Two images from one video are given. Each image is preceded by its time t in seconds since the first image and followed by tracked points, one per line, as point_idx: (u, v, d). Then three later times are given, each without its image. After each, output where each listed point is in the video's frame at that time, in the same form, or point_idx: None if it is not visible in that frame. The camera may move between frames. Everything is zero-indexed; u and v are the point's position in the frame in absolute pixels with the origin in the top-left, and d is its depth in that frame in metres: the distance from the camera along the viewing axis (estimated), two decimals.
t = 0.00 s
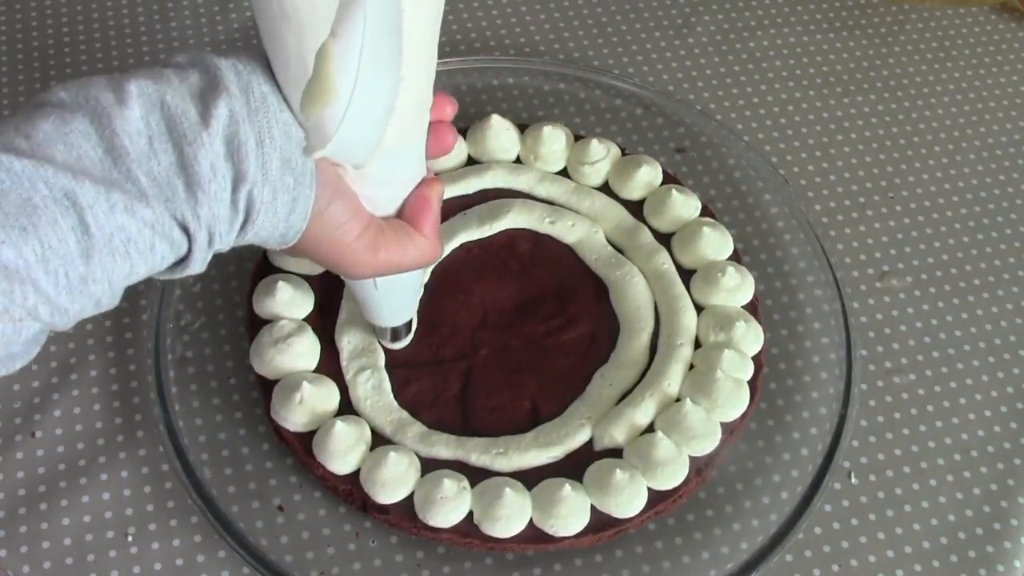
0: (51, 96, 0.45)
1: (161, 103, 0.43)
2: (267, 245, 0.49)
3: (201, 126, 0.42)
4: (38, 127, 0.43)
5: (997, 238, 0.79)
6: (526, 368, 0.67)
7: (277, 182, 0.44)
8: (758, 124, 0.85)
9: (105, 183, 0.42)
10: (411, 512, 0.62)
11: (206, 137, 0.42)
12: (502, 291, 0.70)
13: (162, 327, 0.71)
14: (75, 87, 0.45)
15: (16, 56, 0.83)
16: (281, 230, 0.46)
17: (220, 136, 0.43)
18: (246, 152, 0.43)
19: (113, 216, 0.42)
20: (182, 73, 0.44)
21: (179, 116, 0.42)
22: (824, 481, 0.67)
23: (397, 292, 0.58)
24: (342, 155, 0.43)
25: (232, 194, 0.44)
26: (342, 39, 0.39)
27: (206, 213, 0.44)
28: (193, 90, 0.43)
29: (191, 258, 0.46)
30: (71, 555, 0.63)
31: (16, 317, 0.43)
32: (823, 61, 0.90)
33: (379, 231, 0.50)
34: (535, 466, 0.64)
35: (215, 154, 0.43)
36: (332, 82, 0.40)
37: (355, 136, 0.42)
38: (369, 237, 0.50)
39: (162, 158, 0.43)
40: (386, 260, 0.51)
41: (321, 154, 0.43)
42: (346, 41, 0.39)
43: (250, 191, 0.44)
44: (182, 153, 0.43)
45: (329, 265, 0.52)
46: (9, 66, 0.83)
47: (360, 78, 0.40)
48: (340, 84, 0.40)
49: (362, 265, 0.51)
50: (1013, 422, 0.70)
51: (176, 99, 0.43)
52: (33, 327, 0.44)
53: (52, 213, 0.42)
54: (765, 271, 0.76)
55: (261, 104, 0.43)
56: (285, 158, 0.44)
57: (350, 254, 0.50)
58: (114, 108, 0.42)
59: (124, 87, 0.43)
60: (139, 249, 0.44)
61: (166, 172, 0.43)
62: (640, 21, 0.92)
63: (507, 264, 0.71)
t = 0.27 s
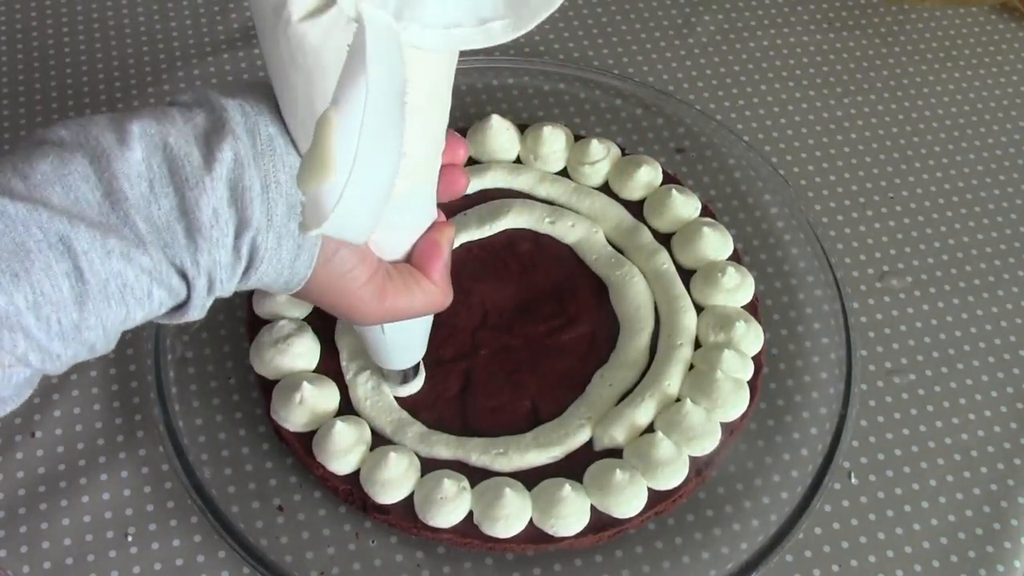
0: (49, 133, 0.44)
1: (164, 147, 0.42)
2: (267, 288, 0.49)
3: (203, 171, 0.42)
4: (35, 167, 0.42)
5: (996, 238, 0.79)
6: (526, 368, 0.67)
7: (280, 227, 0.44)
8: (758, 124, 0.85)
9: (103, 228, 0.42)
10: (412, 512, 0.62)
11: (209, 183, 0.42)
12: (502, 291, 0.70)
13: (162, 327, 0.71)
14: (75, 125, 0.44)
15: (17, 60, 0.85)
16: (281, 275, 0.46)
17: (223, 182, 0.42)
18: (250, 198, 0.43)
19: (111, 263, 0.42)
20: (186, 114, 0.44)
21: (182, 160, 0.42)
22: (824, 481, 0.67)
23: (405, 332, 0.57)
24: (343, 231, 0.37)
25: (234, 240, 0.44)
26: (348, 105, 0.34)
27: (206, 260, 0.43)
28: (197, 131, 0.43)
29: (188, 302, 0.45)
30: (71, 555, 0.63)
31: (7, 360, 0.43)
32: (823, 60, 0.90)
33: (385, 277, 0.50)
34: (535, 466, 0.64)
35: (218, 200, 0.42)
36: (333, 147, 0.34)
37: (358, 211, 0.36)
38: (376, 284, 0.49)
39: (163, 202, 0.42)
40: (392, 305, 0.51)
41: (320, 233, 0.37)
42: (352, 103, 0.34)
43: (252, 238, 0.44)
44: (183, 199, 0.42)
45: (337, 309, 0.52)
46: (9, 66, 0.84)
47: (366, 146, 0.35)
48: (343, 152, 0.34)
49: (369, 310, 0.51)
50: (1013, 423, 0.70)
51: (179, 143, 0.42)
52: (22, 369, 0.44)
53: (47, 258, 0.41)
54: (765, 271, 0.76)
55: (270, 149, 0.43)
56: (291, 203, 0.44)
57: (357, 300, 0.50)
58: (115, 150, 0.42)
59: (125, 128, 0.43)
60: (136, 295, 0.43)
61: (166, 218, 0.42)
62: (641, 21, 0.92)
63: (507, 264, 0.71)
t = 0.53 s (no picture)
0: (88, 155, 0.42)
1: (211, 170, 0.41)
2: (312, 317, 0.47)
3: (253, 195, 0.41)
4: (76, 190, 0.40)
5: (996, 238, 0.79)
6: (526, 367, 0.67)
7: (329, 254, 0.43)
8: (757, 124, 0.85)
9: (146, 253, 0.40)
10: (411, 512, 0.62)
11: (259, 206, 0.41)
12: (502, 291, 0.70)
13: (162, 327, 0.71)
14: (116, 147, 0.42)
15: (17, 59, 0.86)
16: (327, 303, 0.45)
17: (273, 206, 0.41)
18: (300, 223, 0.41)
19: (153, 290, 0.40)
20: (233, 136, 0.42)
21: (230, 183, 0.41)
22: (824, 481, 0.67)
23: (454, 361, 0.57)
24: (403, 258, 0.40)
25: (280, 267, 0.42)
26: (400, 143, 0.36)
27: (250, 288, 0.42)
28: (245, 153, 0.42)
29: (232, 330, 0.44)
30: (71, 555, 0.63)
31: (42, 394, 0.40)
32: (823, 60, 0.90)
33: (436, 307, 0.51)
34: (535, 466, 0.64)
35: (265, 224, 0.41)
36: (384, 182, 0.37)
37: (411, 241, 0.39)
38: (427, 314, 0.50)
39: (207, 228, 0.41)
40: (440, 334, 0.52)
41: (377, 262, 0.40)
42: (403, 139, 0.36)
43: (300, 265, 0.42)
44: (231, 223, 0.41)
45: (382, 336, 0.52)
46: (9, 66, 0.86)
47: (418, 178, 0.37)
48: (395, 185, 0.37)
49: (417, 339, 0.52)
50: (1013, 423, 0.70)
51: (227, 165, 0.41)
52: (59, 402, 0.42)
53: (87, 285, 0.39)
54: (765, 271, 0.76)
55: (320, 173, 0.41)
56: (341, 230, 0.43)
57: (406, 330, 0.51)
58: (160, 172, 0.40)
59: (171, 150, 0.41)
60: (178, 323, 0.41)
61: (211, 244, 0.41)
62: (641, 20, 0.92)
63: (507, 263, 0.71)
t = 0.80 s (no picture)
0: (190, 154, 0.43)
1: (306, 165, 0.42)
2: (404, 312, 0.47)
3: (349, 190, 0.41)
4: (175, 184, 0.41)
5: (996, 237, 0.79)
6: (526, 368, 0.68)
7: (423, 250, 0.43)
8: (757, 124, 0.85)
9: (242, 246, 0.40)
10: (412, 512, 0.62)
11: (354, 201, 0.41)
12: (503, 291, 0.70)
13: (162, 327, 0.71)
14: (214, 144, 0.43)
15: (17, 60, 0.86)
16: (420, 298, 0.45)
17: (367, 201, 0.41)
18: (394, 218, 0.42)
19: (250, 282, 0.40)
20: (328, 133, 0.43)
21: (325, 178, 0.41)
22: (824, 481, 0.67)
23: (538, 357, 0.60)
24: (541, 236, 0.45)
25: (373, 262, 0.42)
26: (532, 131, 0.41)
27: (343, 282, 0.42)
28: (339, 150, 0.42)
29: (325, 324, 0.44)
30: (71, 555, 0.63)
31: (141, 384, 0.40)
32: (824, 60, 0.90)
33: (528, 302, 0.52)
34: (535, 466, 0.64)
35: (360, 219, 0.41)
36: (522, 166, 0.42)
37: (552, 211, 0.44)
38: (522, 309, 0.52)
39: (301, 223, 0.41)
40: (533, 328, 0.53)
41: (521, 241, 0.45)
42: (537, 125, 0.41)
43: (393, 260, 0.42)
44: (326, 218, 0.41)
45: (474, 335, 0.53)
46: (10, 66, 0.86)
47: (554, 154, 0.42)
48: (532, 165, 0.42)
49: (511, 336, 0.53)
50: (1013, 422, 0.70)
51: (322, 160, 0.42)
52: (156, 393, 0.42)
53: (187, 276, 0.39)
54: (765, 271, 0.76)
55: (412, 170, 0.42)
56: (434, 225, 0.43)
57: (503, 327, 0.52)
58: (257, 167, 0.41)
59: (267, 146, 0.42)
60: (272, 316, 0.42)
61: (306, 239, 0.41)
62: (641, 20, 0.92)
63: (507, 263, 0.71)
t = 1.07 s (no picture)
0: (257, 120, 0.46)
1: (370, 125, 0.44)
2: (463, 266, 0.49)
3: (412, 145, 0.44)
4: (250, 145, 0.44)
5: (996, 237, 0.79)
6: (525, 368, 0.67)
7: (483, 203, 0.45)
8: (757, 124, 0.85)
9: (315, 197, 0.43)
10: (412, 512, 0.62)
11: (418, 156, 0.44)
12: (502, 291, 0.70)
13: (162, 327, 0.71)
14: (282, 110, 0.46)
15: (18, 60, 0.86)
16: (481, 250, 0.47)
17: (430, 157, 0.44)
18: (455, 172, 0.44)
19: (322, 231, 0.43)
20: (386, 100, 0.46)
21: (390, 135, 0.44)
22: (824, 481, 0.67)
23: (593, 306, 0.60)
24: (618, 172, 0.47)
25: (436, 213, 0.44)
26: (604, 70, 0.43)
27: (410, 232, 0.44)
28: (398, 114, 0.45)
29: (392, 276, 0.46)
30: (71, 555, 0.63)
31: (222, 328, 0.42)
32: (824, 60, 0.90)
33: (584, 249, 0.53)
34: (535, 466, 0.64)
35: (423, 173, 0.44)
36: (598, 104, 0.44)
37: (629, 146, 0.46)
38: (577, 256, 0.52)
39: (369, 177, 0.44)
40: (590, 275, 0.54)
41: (597, 175, 0.47)
42: (607, 68, 0.43)
43: (455, 211, 0.44)
44: (393, 171, 0.43)
45: (535, 285, 0.55)
46: (10, 66, 0.86)
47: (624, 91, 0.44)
48: (606, 104, 0.44)
49: (568, 283, 0.54)
50: (1013, 422, 0.70)
51: (384, 120, 0.44)
52: (235, 340, 0.43)
53: (264, 225, 0.42)
54: (765, 271, 0.76)
55: (468, 128, 0.45)
56: (493, 180, 0.45)
57: (559, 276, 0.53)
58: (325, 127, 0.44)
59: (333, 108, 0.45)
60: (344, 264, 0.44)
61: (375, 192, 0.43)
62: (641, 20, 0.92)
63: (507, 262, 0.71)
